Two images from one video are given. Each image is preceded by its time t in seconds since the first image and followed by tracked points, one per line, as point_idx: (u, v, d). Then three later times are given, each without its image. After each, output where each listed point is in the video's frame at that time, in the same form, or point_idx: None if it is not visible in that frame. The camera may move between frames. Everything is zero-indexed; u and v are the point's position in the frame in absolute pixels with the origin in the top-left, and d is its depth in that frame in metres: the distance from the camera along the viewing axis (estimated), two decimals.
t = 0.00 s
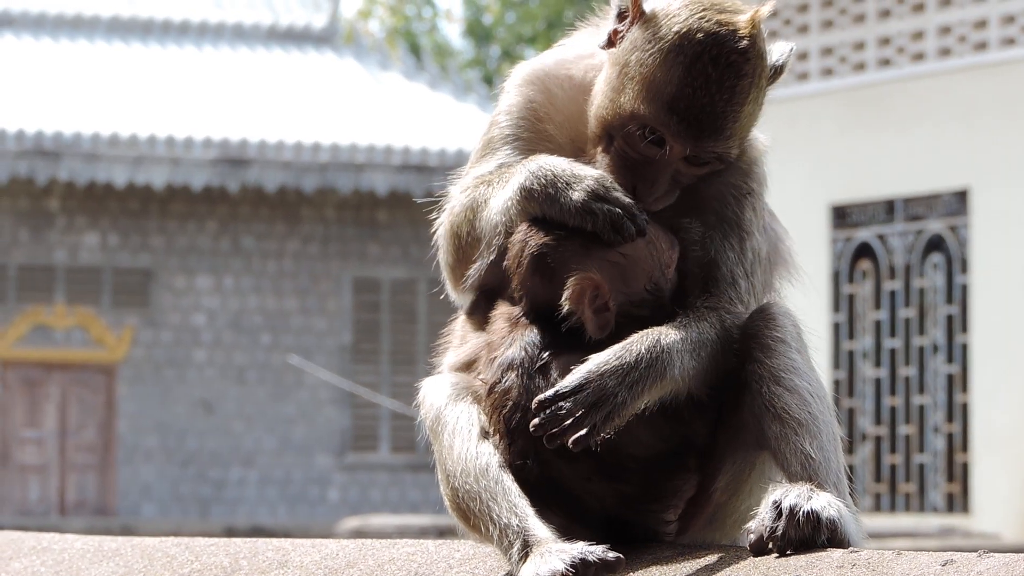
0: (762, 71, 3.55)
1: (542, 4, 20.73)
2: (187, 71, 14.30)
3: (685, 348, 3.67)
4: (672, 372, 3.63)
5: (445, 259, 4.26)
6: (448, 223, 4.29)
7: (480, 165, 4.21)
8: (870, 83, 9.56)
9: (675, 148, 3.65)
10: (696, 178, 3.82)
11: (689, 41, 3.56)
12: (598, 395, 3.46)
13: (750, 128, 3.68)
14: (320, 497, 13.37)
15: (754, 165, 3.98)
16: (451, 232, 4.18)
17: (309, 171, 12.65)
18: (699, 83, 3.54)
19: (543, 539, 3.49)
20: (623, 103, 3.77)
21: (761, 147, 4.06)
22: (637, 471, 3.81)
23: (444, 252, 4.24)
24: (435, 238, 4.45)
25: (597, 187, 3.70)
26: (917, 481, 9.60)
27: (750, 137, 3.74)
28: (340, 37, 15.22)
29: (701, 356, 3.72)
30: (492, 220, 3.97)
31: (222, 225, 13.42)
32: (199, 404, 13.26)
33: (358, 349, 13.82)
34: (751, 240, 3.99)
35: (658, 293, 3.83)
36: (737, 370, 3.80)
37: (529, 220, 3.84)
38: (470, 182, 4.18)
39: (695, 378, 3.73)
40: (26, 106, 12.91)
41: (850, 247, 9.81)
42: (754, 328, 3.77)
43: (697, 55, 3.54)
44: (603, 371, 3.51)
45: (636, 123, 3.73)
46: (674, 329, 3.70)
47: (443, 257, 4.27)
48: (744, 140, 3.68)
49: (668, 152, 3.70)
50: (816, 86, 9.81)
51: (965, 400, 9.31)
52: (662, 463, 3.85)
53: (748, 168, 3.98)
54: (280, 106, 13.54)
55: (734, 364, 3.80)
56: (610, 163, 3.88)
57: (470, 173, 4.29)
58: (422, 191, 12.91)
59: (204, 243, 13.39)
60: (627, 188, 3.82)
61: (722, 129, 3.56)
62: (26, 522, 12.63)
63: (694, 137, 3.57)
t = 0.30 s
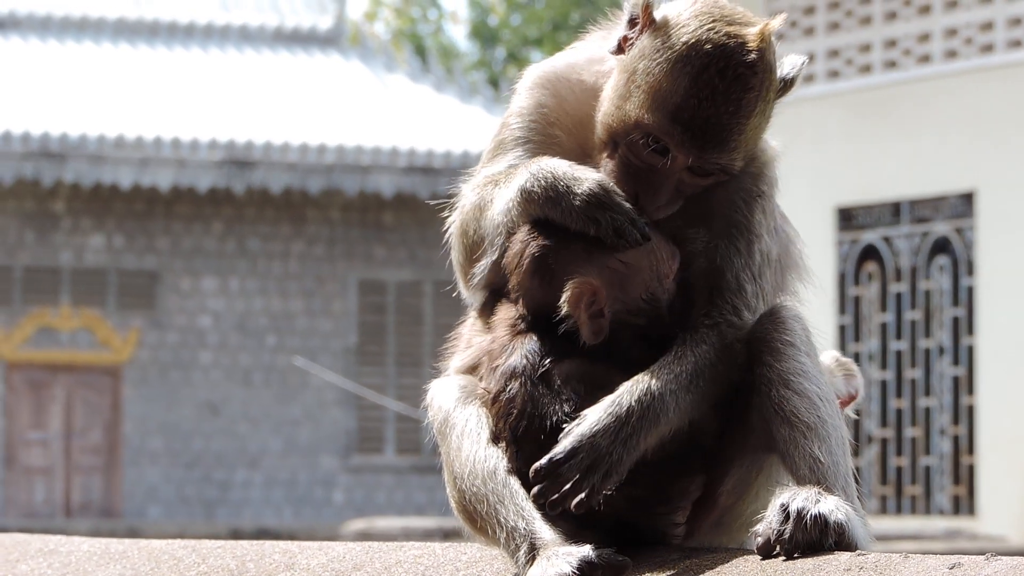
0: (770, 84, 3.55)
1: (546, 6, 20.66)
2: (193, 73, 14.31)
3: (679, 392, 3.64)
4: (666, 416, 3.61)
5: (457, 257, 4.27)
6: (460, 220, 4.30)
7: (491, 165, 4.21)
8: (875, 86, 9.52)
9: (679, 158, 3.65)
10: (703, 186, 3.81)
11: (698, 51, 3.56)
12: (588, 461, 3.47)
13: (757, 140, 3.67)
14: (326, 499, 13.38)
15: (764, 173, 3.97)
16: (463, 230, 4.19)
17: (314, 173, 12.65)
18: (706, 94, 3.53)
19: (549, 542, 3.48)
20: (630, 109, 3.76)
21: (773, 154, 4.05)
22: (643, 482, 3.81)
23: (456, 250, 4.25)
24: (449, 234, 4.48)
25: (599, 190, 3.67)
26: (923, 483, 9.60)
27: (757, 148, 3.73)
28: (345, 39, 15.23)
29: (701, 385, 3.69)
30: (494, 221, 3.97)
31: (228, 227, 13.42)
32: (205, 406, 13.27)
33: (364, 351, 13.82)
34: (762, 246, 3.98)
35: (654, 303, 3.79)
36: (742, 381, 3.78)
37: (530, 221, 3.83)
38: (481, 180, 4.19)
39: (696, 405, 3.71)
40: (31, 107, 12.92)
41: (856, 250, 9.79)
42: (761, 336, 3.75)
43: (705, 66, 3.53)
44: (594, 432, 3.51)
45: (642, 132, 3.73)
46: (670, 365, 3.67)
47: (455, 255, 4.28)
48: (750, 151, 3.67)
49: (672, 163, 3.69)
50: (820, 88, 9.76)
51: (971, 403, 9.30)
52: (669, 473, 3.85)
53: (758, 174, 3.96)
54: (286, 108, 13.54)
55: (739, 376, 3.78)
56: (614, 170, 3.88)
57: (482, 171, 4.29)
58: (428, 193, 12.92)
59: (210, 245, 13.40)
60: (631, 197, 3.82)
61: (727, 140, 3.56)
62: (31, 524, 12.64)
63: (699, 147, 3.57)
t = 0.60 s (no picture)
0: (769, 89, 3.54)
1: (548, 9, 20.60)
2: (196, 75, 14.31)
3: (673, 412, 3.63)
4: (661, 434, 3.60)
5: (463, 255, 4.28)
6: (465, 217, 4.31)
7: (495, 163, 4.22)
8: (878, 88, 9.52)
9: (675, 160, 3.64)
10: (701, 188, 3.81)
11: (697, 54, 3.55)
12: (582, 487, 3.44)
13: (756, 144, 3.66)
14: (329, 501, 13.37)
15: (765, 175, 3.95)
16: (467, 229, 4.21)
17: (317, 175, 12.66)
18: (703, 97, 3.53)
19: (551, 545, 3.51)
20: (629, 109, 3.75)
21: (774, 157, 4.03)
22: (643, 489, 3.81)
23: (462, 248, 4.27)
24: (455, 236, 4.51)
25: (590, 193, 3.65)
26: (926, 485, 9.58)
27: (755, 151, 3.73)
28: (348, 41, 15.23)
29: (698, 399, 3.68)
30: (493, 221, 3.98)
31: (230, 229, 13.43)
32: (208, 408, 13.27)
33: (366, 353, 13.82)
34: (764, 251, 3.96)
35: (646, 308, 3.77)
36: (741, 389, 3.78)
37: (524, 223, 3.83)
38: (483, 179, 4.21)
39: (692, 420, 3.70)
40: (34, 110, 12.94)
41: (859, 251, 9.79)
42: (762, 342, 3.73)
43: (704, 68, 3.52)
44: (587, 460, 3.48)
45: (640, 132, 3.72)
46: (665, 382, 3.65)
47: (461, 253, 4.30)
48: (747, 155, 3.67)
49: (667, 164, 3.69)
50: (823, 91, 9.77)
51: (974, 404, 9.29)
52: (670, 478, 3.85)
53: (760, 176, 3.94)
54: (289, 110, 13.55)
55: (739, 383, 3.77)
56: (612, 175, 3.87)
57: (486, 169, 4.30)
58: (431, 195, 12.92)
59: (213, 247, 13.40)
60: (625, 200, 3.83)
61: (724, 143, 3.55)
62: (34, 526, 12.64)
63: (696, 149, 3.57)
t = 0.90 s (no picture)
0: (746, 74, 3.55)
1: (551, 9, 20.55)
2: (198, 75, 14.32)
3: (677, 418, 3.62)
4: (667, 439, 3.60)
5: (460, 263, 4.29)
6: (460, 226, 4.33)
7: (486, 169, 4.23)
8: (879, 88, 9.52)
9: (654, 155, 3.65)
10: (685, 184, 3.80)
11: (671, 47, 3.55)
12: (594, 492, 3.45)
13: (736, 134, 3.66)
14: (331, 501, 13.37)
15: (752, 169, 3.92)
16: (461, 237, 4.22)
17: (319, 175, 12.66)
18: (678, 90, 3.54)
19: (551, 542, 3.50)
20: (608, 107, 3.76)
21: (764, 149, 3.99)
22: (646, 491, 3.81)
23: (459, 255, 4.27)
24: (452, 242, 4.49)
25: (575, 189, 3.63)
26: (928, 484, 9.58)
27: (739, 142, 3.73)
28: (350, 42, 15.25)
29: (703, 402, 3.67)
30: (484, 224, 3.98)
31: (232, 229, 13.43)
32: (209, 409, 13.27)
33: (368, 354, 13.82)
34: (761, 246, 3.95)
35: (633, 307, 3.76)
36: (744, 391, 3.77)
37: (510, 221, 3.80)
38: (475, 186, 4.22)
39: (697, 424, 3.70)
40: (36, 110, 12.94)
41: (861, 250, 9.79)
42: (766, 342, 3.72)
43: (677, 61, 3.53)
44: (595, 468, 3.48)
45: (620, 129, 3.73)
46: (669, 388, 3.64)
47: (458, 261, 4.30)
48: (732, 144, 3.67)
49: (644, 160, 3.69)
50: (825, 90, 9.77)
51: (976, 403, 9.28)
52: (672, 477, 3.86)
53: (749, 170, 3.91)
54: (290, 110, 13.55)
55: (743, 384, 3.76)
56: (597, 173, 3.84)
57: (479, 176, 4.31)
58: (433, 196, 12.92)
59: (214, 247, 13.40)
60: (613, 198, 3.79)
61: (703, 131, 3.56)
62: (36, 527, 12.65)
63: (673, 142, 3.57)
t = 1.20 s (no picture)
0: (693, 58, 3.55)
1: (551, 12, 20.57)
2: (199, 77, 14.34)
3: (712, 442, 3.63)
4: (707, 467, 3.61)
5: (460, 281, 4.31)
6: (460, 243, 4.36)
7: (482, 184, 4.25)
8: (880, 90, 9.54)
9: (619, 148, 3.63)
10: (654, 179, 3.76)
11: (621, 39, 3.55)
12: (650, 515, 3.53)
13: (695, 122, 3.66)
14: (332, 503, 13.37)
15: (738, 166, 3.87)
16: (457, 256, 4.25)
17: (320, 177, 12.68)
18: (629, 80, 3.53)
19: (552, 546, 3.53)
20: (567, 106, 3.75)
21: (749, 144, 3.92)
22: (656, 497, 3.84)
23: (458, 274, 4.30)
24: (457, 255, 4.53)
25: (538, 196, 3.64)
26: (929, 486, 9.57)
27: (702, 134, 3.72)
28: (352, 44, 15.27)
29: (733, 418, 3.66)
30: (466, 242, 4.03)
31: (234, 231, 13.45)
32: (211, 411, 13.28)
33: (370, 355, 13.82)
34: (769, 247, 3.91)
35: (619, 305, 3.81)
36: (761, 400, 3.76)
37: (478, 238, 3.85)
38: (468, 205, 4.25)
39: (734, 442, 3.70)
40: (37, 112, 12.96)
41: (862, 253, 9.80)
42: (777, 350, 3.73)
43: (626, 55, 3.52)
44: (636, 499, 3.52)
45: (579, 124, 3.71)
46: (701, 414, 3.64)
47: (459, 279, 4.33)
48: (692, 133, 3.68)
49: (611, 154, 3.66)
50: (826, 92, 9.80)
51: (977, 405, 9.28)
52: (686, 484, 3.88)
53: (737, 170, 3.86)
54: (292, 112, 13.57)
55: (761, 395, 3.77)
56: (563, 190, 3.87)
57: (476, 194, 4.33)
58: (434, 197, 12.90)
59: (216, 249, 13.42)
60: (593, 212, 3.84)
61: (660, 118, 3.57)
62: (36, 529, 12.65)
63: (627, 133, 3.57)
